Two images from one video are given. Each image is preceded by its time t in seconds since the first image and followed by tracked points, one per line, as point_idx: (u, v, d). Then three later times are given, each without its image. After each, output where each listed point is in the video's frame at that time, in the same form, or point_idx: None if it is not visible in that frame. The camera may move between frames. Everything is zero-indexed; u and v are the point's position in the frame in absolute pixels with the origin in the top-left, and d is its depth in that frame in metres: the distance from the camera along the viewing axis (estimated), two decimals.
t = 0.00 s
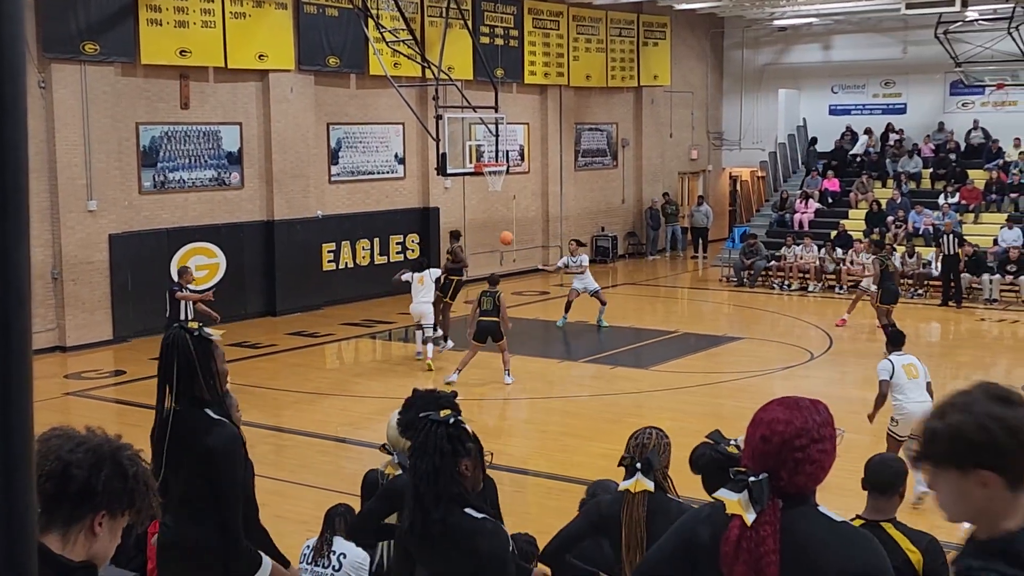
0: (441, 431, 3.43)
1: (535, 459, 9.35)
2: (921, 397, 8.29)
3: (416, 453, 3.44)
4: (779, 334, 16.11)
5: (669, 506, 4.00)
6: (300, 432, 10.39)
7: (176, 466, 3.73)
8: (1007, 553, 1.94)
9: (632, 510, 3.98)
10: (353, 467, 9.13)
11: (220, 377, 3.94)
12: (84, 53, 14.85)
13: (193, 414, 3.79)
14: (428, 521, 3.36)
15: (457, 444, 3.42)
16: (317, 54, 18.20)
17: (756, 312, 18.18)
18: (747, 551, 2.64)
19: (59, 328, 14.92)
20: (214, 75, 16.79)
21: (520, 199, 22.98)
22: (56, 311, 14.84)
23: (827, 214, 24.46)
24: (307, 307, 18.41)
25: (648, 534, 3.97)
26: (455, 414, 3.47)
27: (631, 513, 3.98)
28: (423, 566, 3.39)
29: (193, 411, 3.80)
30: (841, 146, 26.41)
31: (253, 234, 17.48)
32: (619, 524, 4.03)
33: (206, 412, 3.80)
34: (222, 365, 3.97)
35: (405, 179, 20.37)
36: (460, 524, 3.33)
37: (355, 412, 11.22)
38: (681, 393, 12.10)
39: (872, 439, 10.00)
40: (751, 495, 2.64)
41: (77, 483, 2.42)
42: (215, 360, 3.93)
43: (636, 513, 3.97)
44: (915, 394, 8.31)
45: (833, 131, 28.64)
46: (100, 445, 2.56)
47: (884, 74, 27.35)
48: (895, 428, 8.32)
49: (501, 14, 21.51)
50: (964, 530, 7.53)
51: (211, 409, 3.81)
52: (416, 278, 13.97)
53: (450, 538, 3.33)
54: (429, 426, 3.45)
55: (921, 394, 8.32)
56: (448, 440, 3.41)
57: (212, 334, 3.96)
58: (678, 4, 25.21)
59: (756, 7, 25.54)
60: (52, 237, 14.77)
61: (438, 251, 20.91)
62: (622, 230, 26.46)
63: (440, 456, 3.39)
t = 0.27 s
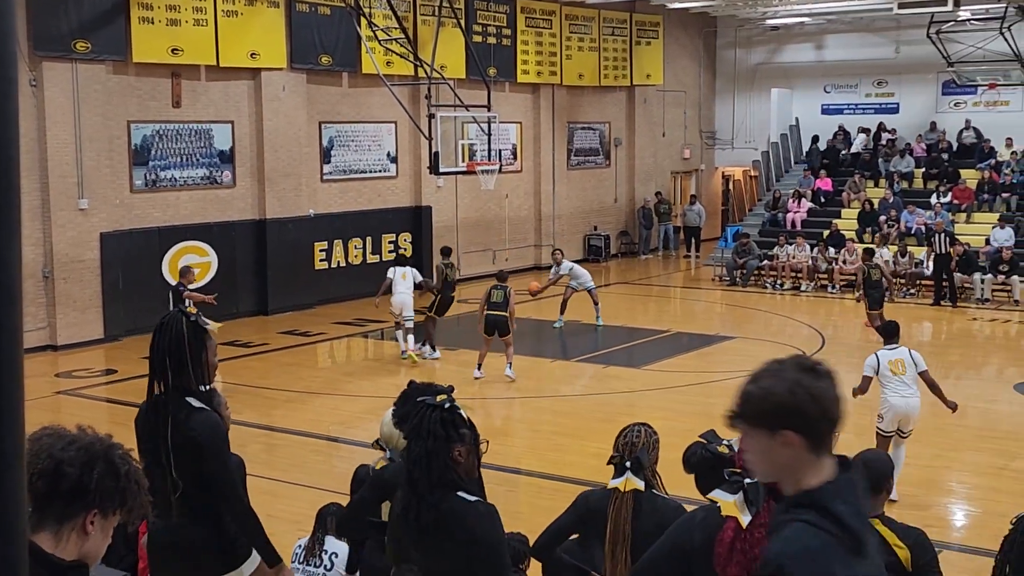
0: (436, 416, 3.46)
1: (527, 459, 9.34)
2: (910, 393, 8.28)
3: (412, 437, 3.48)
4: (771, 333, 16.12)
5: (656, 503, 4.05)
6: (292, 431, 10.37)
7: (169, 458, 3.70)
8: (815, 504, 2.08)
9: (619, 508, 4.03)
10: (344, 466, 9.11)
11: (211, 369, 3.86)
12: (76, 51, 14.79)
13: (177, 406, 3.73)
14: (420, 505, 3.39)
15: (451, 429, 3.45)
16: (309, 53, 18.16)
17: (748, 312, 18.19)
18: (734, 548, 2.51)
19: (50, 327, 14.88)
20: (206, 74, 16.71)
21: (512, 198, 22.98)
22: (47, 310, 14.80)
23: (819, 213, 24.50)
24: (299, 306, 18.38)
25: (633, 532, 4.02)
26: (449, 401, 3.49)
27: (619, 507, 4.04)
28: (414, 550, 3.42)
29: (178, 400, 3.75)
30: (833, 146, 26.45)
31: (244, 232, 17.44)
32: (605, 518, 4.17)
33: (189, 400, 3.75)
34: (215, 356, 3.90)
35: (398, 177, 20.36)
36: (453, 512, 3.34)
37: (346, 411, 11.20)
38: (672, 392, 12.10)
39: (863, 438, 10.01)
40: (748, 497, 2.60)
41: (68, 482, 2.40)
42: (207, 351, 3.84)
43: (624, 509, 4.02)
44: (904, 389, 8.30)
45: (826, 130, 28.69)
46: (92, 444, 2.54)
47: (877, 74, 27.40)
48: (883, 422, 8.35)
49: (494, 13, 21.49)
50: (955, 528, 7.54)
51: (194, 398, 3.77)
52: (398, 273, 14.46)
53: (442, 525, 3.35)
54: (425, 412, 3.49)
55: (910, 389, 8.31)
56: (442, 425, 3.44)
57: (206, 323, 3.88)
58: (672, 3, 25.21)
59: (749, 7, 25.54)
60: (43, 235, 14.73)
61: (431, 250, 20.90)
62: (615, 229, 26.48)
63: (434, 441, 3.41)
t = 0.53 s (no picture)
0: (433, 405, 3.47)
1: (516, 458, 9.34)
2: (902, 391, 8.22)
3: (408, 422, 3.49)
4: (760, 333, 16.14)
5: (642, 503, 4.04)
6: (279, 431, 10.35)
7: (153, 457, 3.70)
8: (617, 461, 2.57)
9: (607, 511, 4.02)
10: (332, 465, 9.10)
11: (194, 371, 3.81)
12: (63, 49, 14.75)
13: (160, 407, 3.72)
14: (410, 490, 3.35)
15: (447, 417, 3.46)
16: (298, 52, 18.12)
17: (736, 311, 18.21)
18: (730, 547, 2.72)
19: (36, 326, 14.82)
20: (193, 72, 16.67)
21: (501, 197, 22.95)
22: (33, 308, 14.75)
23: (807, 213, 24.53)
24: (287, 305, 18.35)
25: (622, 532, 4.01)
26: (449, 392, 3.53)
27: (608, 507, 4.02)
28: (408, 541, 3.37)
29: (160, 401, 3.74)
30: (822, 146, 26.49)
31: (232, 231, 17.40)
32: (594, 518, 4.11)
33: (172, 402, 3.74)
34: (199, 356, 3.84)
35: (386, 177, 20.31)
36: (444, 502, 3.31)
37: (335, 410, 11.18)
38: (662, 391, 12.11)
39: (852, 437, 10.03)
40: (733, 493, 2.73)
41: (54, 480, 2.39)
42: (190, 353, 3.78)
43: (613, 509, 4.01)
44: (894, 390, 8.24)
45: (814, 130, 28.73)
46: (78, 442, 2.52)
47: (866, 74, 27.48)
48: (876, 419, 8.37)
49: (483, 12, 21.48)
50: (943, 528, 7.55)
51: (178, 400, 3.75)
52: (377, 268, 14.78)
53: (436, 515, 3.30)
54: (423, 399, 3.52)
55: (902, 389, 8.23)
56: (439, 412, 3.46)
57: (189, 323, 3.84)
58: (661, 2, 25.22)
59: (738, 7, 25.55)
60: (30, 234, 14.68)
61: (419, 250, 20.86)
62: (603, 229, 26.47)
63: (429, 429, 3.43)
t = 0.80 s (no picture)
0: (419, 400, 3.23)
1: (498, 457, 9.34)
2: (903, 391, 8.33)
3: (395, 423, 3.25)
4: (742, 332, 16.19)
5: (626, 499, 4.09)
6: (261, 429, 10.32)
7: (132, 457, 3.68)
8: (432, 434, 2.70)
9: (589, 506, 4.08)
10: (313, 464, 9.08)
11: (174, 369, 3.83)
12: (44, 46, 14.68)
13: (139, 407, 3.72)
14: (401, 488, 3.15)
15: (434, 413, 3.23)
16: (280, 49, 18.06)
17: (718, 310, 18.26)
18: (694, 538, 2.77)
19: (17, 324, 14.76)
20: (175, 69, 16.61)
21: (484, 196, 22.95)
22: (14, 306, 14.69)
23: (789, 213, 24.60)
24: (269, 303, 18.30)
25: (604, 527, 4.07)
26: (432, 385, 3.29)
27: (589, 503, 4.08)
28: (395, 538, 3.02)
29: (140, 401, 3.74)
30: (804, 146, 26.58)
31: (214, 229, 17.35)
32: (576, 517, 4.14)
33: (151, 401, 3.74)
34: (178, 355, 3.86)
35: (369, 175, 20.28)
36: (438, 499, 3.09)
37: (317, 409, 11.16)
38: (644, 390, 12.13)
39: (833, 437, 10.06)
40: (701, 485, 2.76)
41: (35, 481, 2.38)
42: (169, 352, 3.81)
43: (594, 504, 4.07)
44: (897, 389, 8.36)
45: (796, 130, 28.82)
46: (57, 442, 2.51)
47: (847, 74, 27.60)
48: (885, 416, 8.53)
49: (466, 11, 21.47)
50: (922, 527, 7.58)
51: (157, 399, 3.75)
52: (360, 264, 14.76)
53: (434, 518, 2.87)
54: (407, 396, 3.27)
55: (905, 388, 8.34)
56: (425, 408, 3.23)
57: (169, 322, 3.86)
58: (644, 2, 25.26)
59: (720, 7, 25.59)
60: (10, 231, 14.61)
61: (402, 249, 20.84)
62: (586, 228, 26.51)
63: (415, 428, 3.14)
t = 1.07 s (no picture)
0: (388, 414, 3.58)
1: (469, 455, 9.34)
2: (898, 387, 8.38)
3: (364, 434, 3.61)
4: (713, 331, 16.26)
5: (599, 496, 4.09)
6: (232, 427, 10.28)
7: (105, 455, 3.66)
8: (256, 418, 2.82)
9: (562, 500, 4.08)
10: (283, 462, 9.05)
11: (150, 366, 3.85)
12: (14, 41, 14.56)
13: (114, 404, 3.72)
14: (370, 498, 3.52)
15: (402, 425, 3.57)
16: (251, 46, 17.98)
17: (689, 309, 18.33)
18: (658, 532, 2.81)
19: None
20: (146, 65, 16.52)
21: (456, 194, 22.93)
22: None
23: (760, 213, 24.71)
24: (240, 301, 18.22)
25: (576, 523, 4.06)
26: (401, 397, 3.63)
27: (563, 498, 4.08)
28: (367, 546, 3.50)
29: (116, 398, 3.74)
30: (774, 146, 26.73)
31: (185, 226, 17.26)
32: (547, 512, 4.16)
33: (126, 398, 3.74)
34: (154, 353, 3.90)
35: (340, 173, 20.22)
36: (404, 507, 3.46)
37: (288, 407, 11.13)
38: (615, 389, 12.17)
39: (803, 436, 10.12)
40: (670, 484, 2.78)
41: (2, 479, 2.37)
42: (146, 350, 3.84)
43: (568, 499, 4.07)
44: (893, 383, 8.42)
45: (767, 130, 28.96)
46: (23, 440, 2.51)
47: (818, 75, 27.76)
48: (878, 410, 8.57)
49: (439, 9, 21.45)
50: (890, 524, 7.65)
51: (132, 396, 3.75)
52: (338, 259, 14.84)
53: (400, 519, 3.45)
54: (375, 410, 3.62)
55: (899, 383, 8.40)
56: (394, 421, 3.57)
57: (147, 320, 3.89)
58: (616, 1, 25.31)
59: (692, 7, 25.67)
60: None
61: (373, 247, 20.80)
62: (558, 226, 26.55)
63: (385, 433, 3.56)
